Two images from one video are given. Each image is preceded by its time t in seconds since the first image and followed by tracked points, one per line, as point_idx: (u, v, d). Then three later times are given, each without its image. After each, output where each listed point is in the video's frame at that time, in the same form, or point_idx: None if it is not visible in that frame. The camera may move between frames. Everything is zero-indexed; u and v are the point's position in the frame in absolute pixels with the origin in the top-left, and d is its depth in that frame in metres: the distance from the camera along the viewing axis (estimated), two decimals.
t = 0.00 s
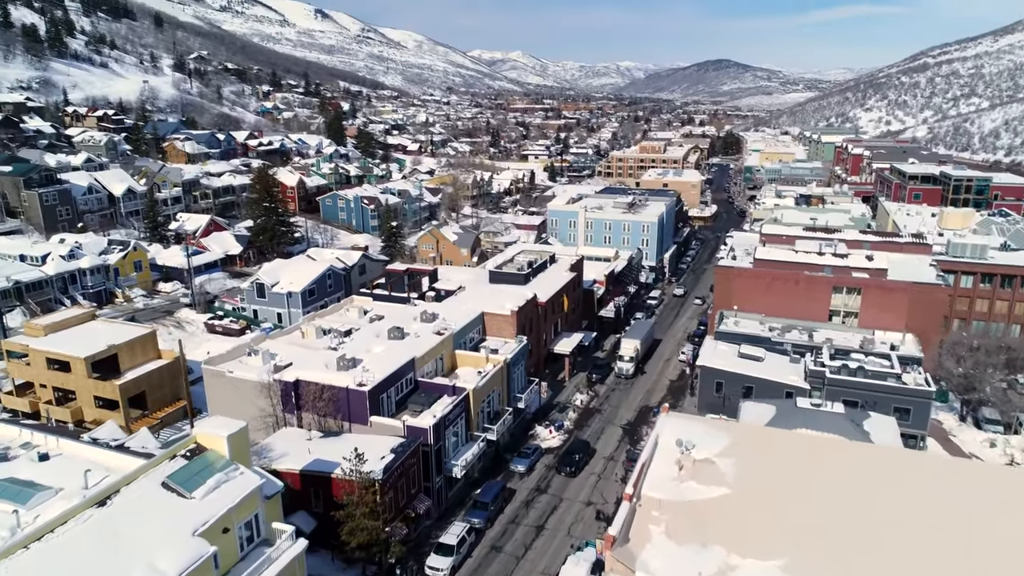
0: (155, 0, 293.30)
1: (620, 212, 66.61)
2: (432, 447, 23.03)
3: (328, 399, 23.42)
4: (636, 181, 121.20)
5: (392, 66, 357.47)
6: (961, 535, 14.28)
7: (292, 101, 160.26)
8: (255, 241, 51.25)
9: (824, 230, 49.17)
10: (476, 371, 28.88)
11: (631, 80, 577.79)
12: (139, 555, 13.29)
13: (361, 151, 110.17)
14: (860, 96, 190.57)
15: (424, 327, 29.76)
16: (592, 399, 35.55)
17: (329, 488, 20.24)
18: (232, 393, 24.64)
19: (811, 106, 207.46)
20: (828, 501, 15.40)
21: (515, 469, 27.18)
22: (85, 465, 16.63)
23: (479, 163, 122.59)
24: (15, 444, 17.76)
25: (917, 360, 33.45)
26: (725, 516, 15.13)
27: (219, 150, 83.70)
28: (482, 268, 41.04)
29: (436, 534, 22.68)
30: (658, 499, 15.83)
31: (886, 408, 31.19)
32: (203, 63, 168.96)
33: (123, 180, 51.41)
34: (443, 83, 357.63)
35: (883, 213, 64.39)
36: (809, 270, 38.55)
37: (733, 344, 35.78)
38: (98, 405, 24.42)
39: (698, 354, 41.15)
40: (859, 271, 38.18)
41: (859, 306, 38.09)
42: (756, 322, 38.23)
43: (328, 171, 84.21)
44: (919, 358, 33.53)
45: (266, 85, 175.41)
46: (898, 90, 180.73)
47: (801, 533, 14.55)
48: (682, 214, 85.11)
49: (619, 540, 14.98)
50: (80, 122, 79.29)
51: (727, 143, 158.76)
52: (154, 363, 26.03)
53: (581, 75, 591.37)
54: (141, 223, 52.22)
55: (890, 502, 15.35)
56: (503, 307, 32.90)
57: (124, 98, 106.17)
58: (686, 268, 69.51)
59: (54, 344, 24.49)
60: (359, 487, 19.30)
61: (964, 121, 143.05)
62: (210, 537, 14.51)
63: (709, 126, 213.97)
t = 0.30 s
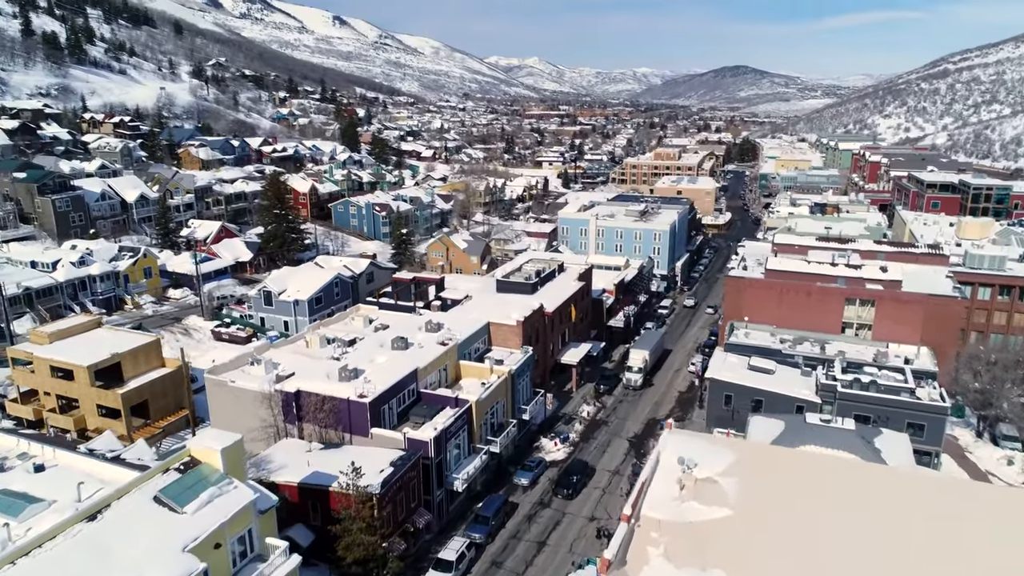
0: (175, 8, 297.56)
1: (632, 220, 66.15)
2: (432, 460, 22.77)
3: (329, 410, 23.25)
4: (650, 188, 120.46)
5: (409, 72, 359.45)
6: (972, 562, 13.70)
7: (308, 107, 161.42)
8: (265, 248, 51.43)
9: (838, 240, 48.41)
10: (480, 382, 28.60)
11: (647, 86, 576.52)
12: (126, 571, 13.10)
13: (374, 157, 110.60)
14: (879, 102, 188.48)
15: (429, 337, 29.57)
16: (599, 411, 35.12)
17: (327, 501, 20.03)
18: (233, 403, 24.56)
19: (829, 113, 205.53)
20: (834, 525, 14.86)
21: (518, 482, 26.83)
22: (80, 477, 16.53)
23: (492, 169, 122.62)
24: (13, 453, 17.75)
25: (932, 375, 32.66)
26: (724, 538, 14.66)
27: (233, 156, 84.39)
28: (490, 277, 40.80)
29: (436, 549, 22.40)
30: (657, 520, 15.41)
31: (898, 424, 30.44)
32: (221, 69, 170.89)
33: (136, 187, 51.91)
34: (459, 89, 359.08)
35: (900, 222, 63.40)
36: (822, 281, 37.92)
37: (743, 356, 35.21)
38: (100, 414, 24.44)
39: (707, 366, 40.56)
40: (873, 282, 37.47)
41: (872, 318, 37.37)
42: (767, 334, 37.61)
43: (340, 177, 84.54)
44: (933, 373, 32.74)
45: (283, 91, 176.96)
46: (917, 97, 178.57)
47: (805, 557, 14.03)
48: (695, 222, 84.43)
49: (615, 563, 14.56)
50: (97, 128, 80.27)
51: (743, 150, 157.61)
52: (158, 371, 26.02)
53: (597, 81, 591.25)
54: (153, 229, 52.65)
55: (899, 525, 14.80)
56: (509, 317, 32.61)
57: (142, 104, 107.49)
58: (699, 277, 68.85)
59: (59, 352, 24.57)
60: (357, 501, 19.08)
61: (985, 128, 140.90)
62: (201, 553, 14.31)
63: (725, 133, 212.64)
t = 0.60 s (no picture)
0: (192, 16, 301.22)
1: (641, 228, 65.70)
2: (431, 474, 22.52)
3: (327, 422, 23.07)
4: (661, 196, 119.77)
5: (423, 78, 361.26)
6: None
7: (321, 114, 162.46)
8: (273, 255, 51.50)
9: (850, 251, 47.73)
10: (482, 393, 28.30)
11: (661, 92, 575.41)
12: None
13: (386, 164, 110.90)
14: (895, 109, 186.66)
15: (431, 347, 29.32)
16: (604, 423, 34.69)
17: (323, 515, 19.81)
18: (233, 414, 24.46)
19: (844, 120, 203.88)
20: (838, 546, 14.39)
21: (519, 495, 26.48)
22: (71, 490, 16.42)
23: (503, 176, 122.57)
24: (7, 465, 17.68)
25: (944, 390, 31.92)
26: (724, 558, 14.22)
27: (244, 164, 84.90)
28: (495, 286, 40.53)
29: (434, 564, 22.09)
30: (654, 542, 15.02)
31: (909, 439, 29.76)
32: (236, 76, 172.61)
33: (146, 194, 52.28)
34: (473, 96, 360.27)
35: (914, 231, 62.46)
36: (832, 292, 37.30)
37: (751, 368, 34.63)
38: (100, 423, 24.39)
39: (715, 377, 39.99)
40: (885, 293, 36.81)
41: (884, 330, 36.67)
42: (776, 346, 36.98)
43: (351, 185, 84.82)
44: (946, 387, 31.98)
45: (296, 98, 178.35)
46: (934, 104, 176.67)
47: None
48: (707, 230, 83.75)
49: None
50: (111, 135, 81.18)
51: (756, 157, 156.55)
52: (158, 381, 25.96)
53: (611, 87, 591.23)
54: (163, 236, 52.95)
55: (906, 546, 14.32)
56: (512, 328, 32.29)
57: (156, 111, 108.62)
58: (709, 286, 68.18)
59: (60, 361, 24.56)
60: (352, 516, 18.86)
61: (1004, 136, 139.01)
62: (189, 571, 14.07)
63: (739, 140, 211.45)
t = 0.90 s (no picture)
0: (207, 23, 304.22)
1: (648, 237, 65.27)
2: (426, 488, 22.27)
3: (323, 434, 22.91)
4: (671, 204, 119.16)
5: (435, 85, 362.62)
6: None
7: (332, 121, 163.22)
8: (278, 263, 51.55)
9: (859, 261, 47.06)
10: (482, 405, 28.02)
11: (672, 99, 574.40)
12: None
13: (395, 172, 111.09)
14: (909, 116, 185.05)
15: (430, 359, 29.10)
16: (606, 435, 34.29)
17: (315, 530, 19.60)
18: (229, 426, 24.34)
19: (857, 127, 202.36)
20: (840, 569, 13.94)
21: (518, 510, 26.16)
22: (59, 503, 16.29)
23: (513, 184, 122.41)
24: None
25: (954, 404, 31.25)
26: None
27: (253, 171, 85.29)
28: (498, 296, 40.27)
29: None
30: (649, 563, 14.64)
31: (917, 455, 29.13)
32: (248, 83, 173.92)
33: (154, 201, 52.53)
34: (484, 102, 361.08)
35: (926, 241, 61.60)
36: (839, 304, 36.71)
37: (756, 381, 34.13)
38: (96, 434, 24.32)
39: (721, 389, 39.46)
40: (893, 305, 36.18)
41: (892, 342, 36.04)
42: (782, 358, 36.41)
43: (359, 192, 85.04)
44: (956, 402, 31.31)
45: (308, 105, 179.39)
46: (948, 111, 174.97)
47: None
48: (715, 239, 83.14)
49: None
50: (122, 142, 81.88)
51: (768, 164, 155.63)
52: (156, 391, 25.88)
53: (623, 94, 590.95)
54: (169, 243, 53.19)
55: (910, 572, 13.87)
56: (514, 338, 32.00)
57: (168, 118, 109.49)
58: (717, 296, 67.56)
59: (58, 370, 24.52)
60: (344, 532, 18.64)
61: (1019, 144, 137.33)
62: None
63: (751, 147, 210.39)
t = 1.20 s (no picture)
0: (220, 31, 307.03)
1: (655, 245, 64.88)
2: (422, 502, 22.06)
3: (318, 446, 22.76)
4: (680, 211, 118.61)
5: (445, 92, 363.82)
6: None
7: (342, 128, 163.92)
8: (283, 271, 51.60)
9: (867, 271, 46.48)
10: (481, 417, 27.77)
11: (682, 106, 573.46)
12: None
13: (403, 178, 111.26)
14: (922, 123, 183.46)
15: (430, 369, 28.88)
16: (609, 447, 33.93)
17: (308, 545, 19.37)
18: (225, 436, 24.22)
19: (869, 134, 200.93)
20: None
21: (517, 523, 25.88)
22: (48, 517, 16.17)
23: (521, 190, 122.32)
24: None
25: (963, 419, 30.63)
26: None
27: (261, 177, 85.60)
28: (501, 305, 40.03)
29: None
30: None
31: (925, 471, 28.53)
32: (260, 90, 175.21)
33: (160, 209, 52.79)
34: (495, 109, 361.84)
35: (937, 251, 60.79)
36: (846, 315, 36.21)
37: (761, 393, 33.65)
38: (93, 444, 24.26)
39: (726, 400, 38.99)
40: (900, 317, 35.65)
41: (900, 355, 35.49)
42: (788, 370, 35.91)
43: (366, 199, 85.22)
44: (964, 417, 30.70)
45: (319, 112, 180.40)
46: (961, 118, 173.32)
47: None
48: (724, 247, 82.57)
49: None
50: (131, 149, 82.53)
51: (778, 171, 154.75)
52: (154, 400, 25.81)
53: (634, 100, 590.72)
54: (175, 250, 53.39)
55: None
56: (515, 349, 31.74)
57: (178, 125, 110.30)
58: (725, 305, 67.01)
59: (56, 380, 24.49)
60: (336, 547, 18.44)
61: None
62: None
63: (762, 154, 209.40)
